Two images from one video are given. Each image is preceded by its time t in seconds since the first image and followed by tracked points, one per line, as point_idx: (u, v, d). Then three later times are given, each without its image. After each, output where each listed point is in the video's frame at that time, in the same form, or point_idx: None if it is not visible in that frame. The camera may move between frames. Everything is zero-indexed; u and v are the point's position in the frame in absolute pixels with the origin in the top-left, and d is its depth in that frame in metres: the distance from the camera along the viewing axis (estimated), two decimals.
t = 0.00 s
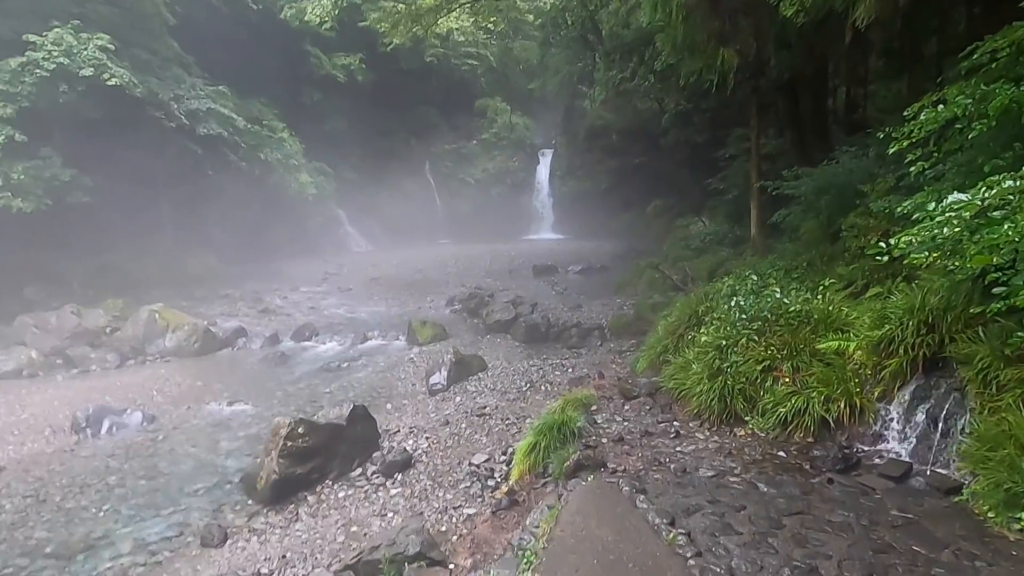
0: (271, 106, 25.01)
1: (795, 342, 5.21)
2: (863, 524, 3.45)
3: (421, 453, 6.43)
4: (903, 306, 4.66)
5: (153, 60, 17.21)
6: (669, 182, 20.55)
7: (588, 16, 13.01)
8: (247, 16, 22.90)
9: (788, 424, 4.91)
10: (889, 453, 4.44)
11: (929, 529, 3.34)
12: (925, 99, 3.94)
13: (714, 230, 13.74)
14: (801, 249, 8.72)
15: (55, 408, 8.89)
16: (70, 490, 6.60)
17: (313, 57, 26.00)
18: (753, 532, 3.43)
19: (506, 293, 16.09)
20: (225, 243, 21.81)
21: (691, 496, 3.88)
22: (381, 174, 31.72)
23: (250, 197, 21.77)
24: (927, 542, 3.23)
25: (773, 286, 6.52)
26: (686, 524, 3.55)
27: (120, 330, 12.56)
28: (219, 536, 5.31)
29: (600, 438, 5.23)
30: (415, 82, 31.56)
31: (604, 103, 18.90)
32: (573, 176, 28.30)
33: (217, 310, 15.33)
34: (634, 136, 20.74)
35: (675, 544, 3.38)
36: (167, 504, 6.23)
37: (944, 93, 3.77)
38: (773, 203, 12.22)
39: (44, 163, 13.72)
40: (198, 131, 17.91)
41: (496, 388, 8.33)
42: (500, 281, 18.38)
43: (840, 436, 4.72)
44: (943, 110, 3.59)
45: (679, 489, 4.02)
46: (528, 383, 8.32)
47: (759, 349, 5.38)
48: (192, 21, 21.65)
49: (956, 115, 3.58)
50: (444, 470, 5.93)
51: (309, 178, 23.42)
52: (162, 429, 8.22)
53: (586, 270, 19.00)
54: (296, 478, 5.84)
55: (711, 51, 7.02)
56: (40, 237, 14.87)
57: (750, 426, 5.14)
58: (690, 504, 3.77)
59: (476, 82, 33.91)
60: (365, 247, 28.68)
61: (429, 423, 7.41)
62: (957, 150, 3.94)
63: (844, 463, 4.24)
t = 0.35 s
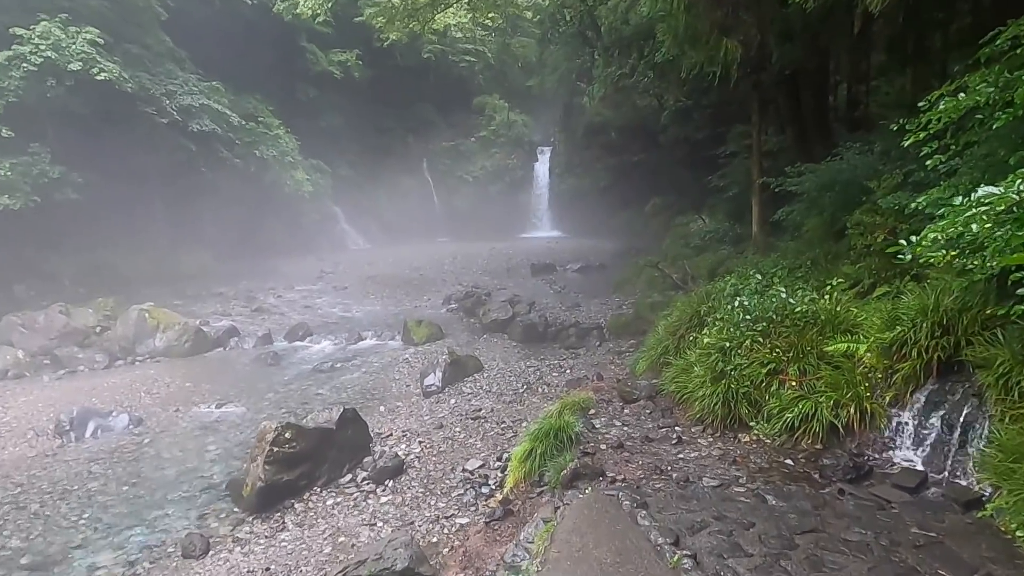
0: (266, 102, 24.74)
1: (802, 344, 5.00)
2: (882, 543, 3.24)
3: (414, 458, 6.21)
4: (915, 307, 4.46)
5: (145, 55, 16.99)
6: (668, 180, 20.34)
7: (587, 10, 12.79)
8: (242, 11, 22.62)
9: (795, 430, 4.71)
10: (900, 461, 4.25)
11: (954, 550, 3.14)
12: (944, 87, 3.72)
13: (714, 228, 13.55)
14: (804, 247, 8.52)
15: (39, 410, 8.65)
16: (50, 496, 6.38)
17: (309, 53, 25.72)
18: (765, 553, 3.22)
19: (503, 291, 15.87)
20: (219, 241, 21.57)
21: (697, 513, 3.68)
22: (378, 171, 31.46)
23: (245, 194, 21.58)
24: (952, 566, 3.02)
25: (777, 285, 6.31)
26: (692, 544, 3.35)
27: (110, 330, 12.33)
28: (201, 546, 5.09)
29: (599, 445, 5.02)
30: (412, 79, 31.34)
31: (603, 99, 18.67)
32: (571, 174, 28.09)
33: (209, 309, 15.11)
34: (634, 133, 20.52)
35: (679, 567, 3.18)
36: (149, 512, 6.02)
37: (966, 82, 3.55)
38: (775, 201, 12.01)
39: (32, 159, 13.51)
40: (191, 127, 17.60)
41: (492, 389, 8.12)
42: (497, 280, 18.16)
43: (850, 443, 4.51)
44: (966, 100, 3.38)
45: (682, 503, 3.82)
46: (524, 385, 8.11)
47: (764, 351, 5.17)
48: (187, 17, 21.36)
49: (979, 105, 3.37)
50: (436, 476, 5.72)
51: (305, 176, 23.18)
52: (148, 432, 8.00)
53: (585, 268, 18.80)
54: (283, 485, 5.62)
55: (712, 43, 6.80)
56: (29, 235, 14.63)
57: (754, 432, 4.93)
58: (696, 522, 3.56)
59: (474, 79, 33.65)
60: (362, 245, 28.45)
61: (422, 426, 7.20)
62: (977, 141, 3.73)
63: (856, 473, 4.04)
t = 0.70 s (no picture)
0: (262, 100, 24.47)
1: (811, 344, 4.78)
2: (908, 561, 3.02)
3: (407, 462, 5.98)
4: (930, 305, 4.25)
5: (138, 51, 16.77)
6: (668, 178, 20.13)
7: (586, 5, 12.58)
8: (238, 8, 22.36)
9: (804, 434, 4.50)
10: (916, 467, 4.05)
11: (987, 568, 2.92)
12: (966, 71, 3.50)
13: (715, 226, 13.35)
14: (809, 244, 8.31)
15: (24, 412, 8.43)
16: (29, 502, 6.15)
17: (305, 50, 25.38)
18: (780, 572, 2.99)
19: (501, 290, 15.66)
20: (214, 240, 21.36)
21: (705, 525, 3.45)
22: (375, 169, 31.23)
23: (241, 192, 21.38)
24: None
25: (783, 283, 6.09)
26: (701, 561, 3.12)
27: (100, 330, 12.10)
28: (183, 555, 4.87)
29: (599, 450, 4.80)
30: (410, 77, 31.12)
31: (602, 96, 18.46)
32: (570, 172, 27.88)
33: (202, 309, 14.87)
34: (634, 130, 20.29)
35: None
36: (132, 518, 5.79)
37: (989, 64, 3.33)
38: (777, 198, 11.80)
39: (20, 156, 13.35)
40: (184, 124, 17.39)
41: (489, 390, 7.90)
42: (495, 279, 17.96)
43: (862, 448, 4.29)
44: (991, 82, 3.17)
45: (689, 515, 3.59)
46: (522, 386, 7.89)
47: (771, 350, 4.95)
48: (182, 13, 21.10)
49: (1006, 89, 3.15)
50: (429, 482, 5.50)
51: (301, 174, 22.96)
52: (134, 435, 7.77)
53: (584, 267, 18.60)
54: (271, 491, 5.40)
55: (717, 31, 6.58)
56: (20, 233, 14.42)
57: (761, 436, 4.72)
58: (704, 536, 3.34)
59: (472, 77, 33.37)
60: (359, 244, 28.23)
61: (417, 428, 6.98)
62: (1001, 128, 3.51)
63: (871, 480, 3.82)
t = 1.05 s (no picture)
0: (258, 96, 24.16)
1: (820, 342, 4.55)
2: None
3: (398, 465, 5.74)
4: (948, 302, 4.02)
5: (130, 45, 16.49)
6: (667, 175, 19.89)
7: None
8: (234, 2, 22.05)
9: (814, 437, 4.27)
10: (934, 472, 3.81)
11: None
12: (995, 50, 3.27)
13: (716, 223, 13.13)
14: (813, 241, 8.09)
15: (6, 412, 8.17)
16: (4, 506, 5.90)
17: (302, 45, 25.07)
18: None
19: (498, 288, 15.42)
20: (209, 237, 21.15)
21: (713, 539, 3.21)
22: (372, 167, 30.96)
23: (236, 189, 21.17)
24: None
25: (789, 279, 5.86)
26: None
27: (88, 328, 11.84)
28: (160, 564, 4.62)
29: (598, 454, 4.58)
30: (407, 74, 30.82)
31: (601, 92, 18.20)
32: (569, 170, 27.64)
33: (194, 307, 14.62)
34: (633, 127, 20.05)
35: None
36: (111, 523, 5.55)
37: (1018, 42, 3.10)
38: (779, 195, 11.57)
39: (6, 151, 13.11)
40: (176, 119, 17.00)
41: (484, 390, 7.66)
42: (493, 277, 17.71)
43: (875, 452, 4.06)
44: None
45: (694, 527, 3.36)
46: (518, 386, 7.66)
47: (778, 348, 4.72)
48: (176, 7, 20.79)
49: None
50: (420, 486, 5.26)
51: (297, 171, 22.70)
52: (118, 436, 7.52)
53: (583, 265, 18.38)
54: (254, 496, 5.16)
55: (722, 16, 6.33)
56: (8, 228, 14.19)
57: (768, 439, 4.48)
58: (712, 551, 3.10)
59: (471, 74, 33.01)
60: (356, 242, 28.00)
61: (409, 429, 6.73)
62: None
63: (887, 486, 3.59)
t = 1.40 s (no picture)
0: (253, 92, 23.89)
1: (830, 341, 4.33)
2: None
3: (389, 470, 5.52)
4: (967, 298, 3.80)
5: (123, 38, 16.29)
6: (668, 172, 19.65)
7: None
8: None
9: (825, 442, 4.05)
10: (955, 480, 3.58)
11: None
12: None
13: (717, 220, 12.91)
14: (818, 237, 7.87)
15: None
16: None
17: (298, 41, 24.81)
18: None
19: (496, 286, 15.20)
20: (206, 235, 20.97)
21: (720, 558, 2.99)
22: (371, 163, 30.72)
23: (234, 187, 20.97)
24: None
25: (796, 275, 5.64)
26: None
27: (77, 327, 11.61)
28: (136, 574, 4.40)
29: (597, 459, 4.35)
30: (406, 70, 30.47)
31: (601, 87, 17.94)
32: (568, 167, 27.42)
33: (187, 305, 14.37)
34: (633, 122, 19.82)
35: None
36: (90, 530, 5.32)
37: None
38: (782, 191, 11.34)
39: None
40: (169, 114, 16.81)
41: (480, 390, 7.45)
42: (491, 274, 17.49)
43: (889, 459, 3.84)
44: None
45: (701, 543, 3.14)
46: (515, 385, 7.44)
47: (787, 348, 4.49)
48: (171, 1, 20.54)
49: None
50: (411, 492, 5.04)
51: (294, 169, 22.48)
52: (103, 438, 7.30)
53: (582, 262, 18.15)
54: (238, 503, 4.94)
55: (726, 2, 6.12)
56: None
57: (777, 443, 4.26)
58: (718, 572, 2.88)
59: (470, 70, 32.67)
60: (354, 240, 27.79)
61: (402, 431, 6.51)
62: None
63: (907, 497, 3.37)
